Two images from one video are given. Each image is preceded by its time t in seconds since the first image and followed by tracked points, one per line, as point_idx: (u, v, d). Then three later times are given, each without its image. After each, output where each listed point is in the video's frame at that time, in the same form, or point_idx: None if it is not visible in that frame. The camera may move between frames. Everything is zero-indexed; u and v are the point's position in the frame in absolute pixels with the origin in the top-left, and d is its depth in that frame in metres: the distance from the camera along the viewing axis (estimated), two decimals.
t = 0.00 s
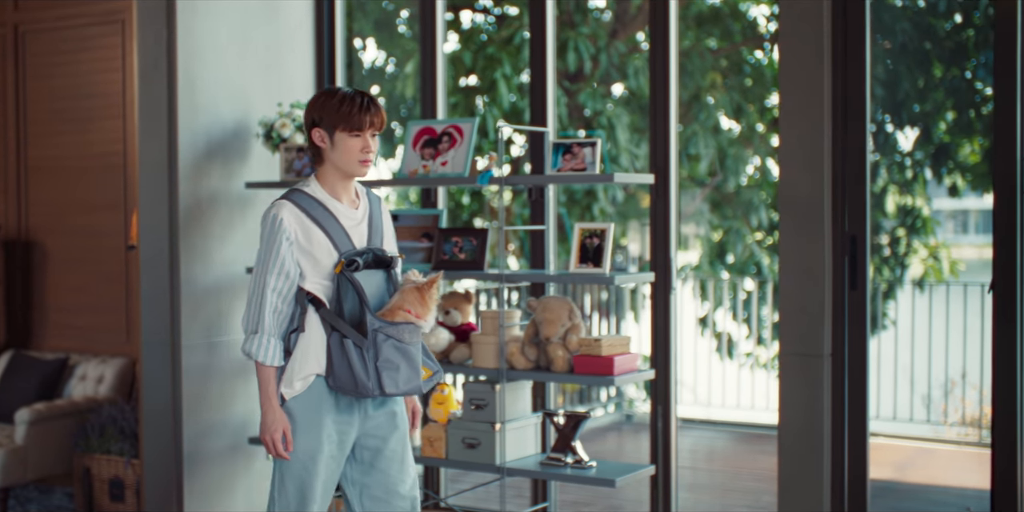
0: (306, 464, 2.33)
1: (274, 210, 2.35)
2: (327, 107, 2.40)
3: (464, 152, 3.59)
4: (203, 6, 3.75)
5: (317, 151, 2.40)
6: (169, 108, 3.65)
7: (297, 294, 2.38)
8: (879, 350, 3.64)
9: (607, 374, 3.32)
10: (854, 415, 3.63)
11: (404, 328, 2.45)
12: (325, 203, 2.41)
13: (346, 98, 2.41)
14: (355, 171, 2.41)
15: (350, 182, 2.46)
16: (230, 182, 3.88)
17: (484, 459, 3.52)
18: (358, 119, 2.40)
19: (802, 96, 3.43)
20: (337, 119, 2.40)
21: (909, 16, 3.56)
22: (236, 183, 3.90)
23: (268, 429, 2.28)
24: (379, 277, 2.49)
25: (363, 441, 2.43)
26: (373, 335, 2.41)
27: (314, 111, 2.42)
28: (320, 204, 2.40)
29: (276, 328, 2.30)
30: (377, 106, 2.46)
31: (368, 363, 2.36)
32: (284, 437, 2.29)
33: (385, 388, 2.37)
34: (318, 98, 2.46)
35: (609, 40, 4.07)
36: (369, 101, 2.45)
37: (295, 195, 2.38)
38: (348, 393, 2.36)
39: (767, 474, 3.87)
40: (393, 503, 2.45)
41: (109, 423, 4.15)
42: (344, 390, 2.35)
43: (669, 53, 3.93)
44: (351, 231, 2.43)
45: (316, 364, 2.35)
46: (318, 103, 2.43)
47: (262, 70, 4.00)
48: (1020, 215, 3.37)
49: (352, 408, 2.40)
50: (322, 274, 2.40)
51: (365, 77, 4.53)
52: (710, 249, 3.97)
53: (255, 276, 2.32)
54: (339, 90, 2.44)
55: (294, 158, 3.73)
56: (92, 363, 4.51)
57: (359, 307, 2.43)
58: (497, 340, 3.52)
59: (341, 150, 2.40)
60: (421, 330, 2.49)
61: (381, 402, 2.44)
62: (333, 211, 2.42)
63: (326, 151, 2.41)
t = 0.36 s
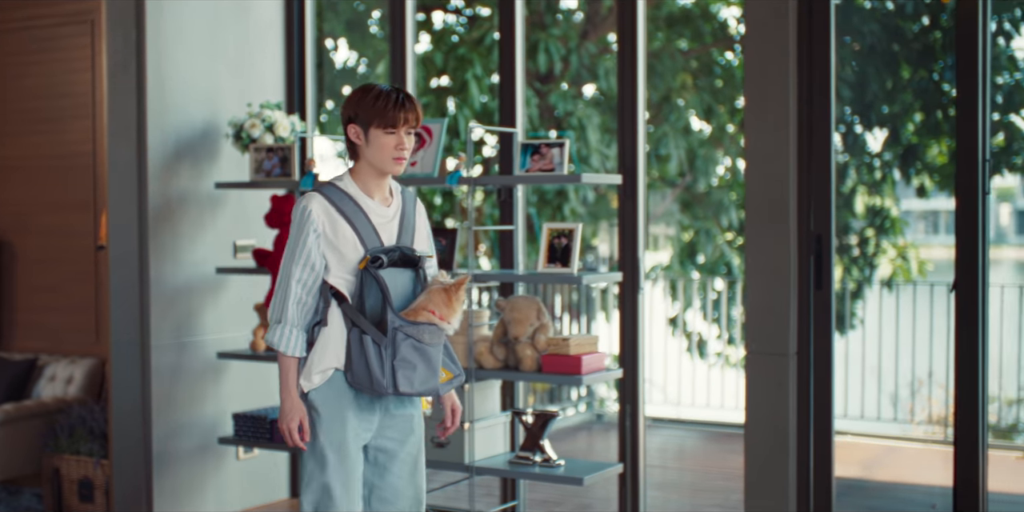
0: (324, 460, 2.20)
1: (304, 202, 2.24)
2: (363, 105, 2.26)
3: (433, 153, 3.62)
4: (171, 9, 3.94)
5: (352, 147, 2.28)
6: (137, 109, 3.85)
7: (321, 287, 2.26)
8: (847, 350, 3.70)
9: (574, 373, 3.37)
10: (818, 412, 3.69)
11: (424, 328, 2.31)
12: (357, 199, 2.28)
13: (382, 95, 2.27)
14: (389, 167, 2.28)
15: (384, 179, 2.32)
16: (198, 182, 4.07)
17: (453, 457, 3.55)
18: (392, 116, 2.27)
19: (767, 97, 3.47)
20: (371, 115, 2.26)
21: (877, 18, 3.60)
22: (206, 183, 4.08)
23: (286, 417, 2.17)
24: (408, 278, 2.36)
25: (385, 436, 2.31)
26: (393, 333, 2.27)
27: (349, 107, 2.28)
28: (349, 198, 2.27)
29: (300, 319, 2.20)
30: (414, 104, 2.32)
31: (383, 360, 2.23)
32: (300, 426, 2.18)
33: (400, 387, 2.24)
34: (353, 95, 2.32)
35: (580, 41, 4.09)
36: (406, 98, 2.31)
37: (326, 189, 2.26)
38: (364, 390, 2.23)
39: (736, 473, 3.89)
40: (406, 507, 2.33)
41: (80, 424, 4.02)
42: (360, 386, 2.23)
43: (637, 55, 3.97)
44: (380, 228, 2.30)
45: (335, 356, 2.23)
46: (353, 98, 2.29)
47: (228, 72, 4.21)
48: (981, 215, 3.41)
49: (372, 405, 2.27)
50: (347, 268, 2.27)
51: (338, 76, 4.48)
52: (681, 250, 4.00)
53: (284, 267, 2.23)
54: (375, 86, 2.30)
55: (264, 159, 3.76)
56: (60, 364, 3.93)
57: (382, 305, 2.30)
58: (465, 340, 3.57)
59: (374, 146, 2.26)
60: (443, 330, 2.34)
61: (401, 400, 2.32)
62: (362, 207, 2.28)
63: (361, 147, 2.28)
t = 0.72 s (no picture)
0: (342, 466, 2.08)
1: (314, 207, 2.11)
2: (372, 111, 2.08)
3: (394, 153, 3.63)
4: (135, 6, 3.96)
5: (362, 155, 2.12)
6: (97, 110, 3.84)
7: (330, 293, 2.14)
8: (807, 350, 3.75)
9: (534, 371, 3.42)
10: (775, 408, 3.75)
11: (434, 337, 2.14)
12: (368, 205, 2.13)
13: (392, 100, 2.07)
14: (398, 177, 2.10)
15: (397, 185, 2.15)
16: (160, 183, 4.06)
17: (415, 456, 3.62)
18: (400, 124, 2.07)
19: (726, 99, 3.50)
20: (380, 123, 2.07)
21: (837, 21, 3.65)
22: (167, 184, 4.08)
23: (290, 425, 2.05)
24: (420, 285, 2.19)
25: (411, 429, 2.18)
26: (402, 342, 2.11)
27: (361, 112, 2.11)
28: (361, 203, 2.13)
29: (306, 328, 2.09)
30: (429, 111, 2.11)
31: (391, 370, 2.08)
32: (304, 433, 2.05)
33: (409, 397, 2.08)
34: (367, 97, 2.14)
35: (544, 42, 4.11)
36: (420, 104, 2.10)
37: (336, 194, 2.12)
38: (372, 398, 2.09)
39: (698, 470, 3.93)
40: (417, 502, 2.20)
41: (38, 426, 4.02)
42: (370, 395, 2.08)
43: (597, 57, 3.99)
44: (391, 234, 2.15)
45: (344, 364, 2.09)
46: (365, 102, 2.11)
47: (190, 71, 4.22)
48: (933, 213, 3.48)
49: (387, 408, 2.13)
50: (357, 276, 2.13)
51: (302, 76, 4.46)
52: (644, 249, 4.05)
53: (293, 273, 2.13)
54: (388, 91, 2.10)
55: (226, 159, 3.77)
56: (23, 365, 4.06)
57: (392, 312, 2.13)
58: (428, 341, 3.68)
59: (382, 154, 2.09)
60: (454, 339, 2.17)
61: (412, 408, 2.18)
62: (373, 212, 2.14)
63: (371, 155, 2.12)
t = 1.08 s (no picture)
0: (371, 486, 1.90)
1: (325, 209, 1.90)
2: (381, 106, 1.90)
3: (345, 153, 3.66)
4: (86, 7, 3.95)
5: (370, 151, 1.93)
6: (46, 108, 3.82)
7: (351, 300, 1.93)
8: (756, 350, 3.81)
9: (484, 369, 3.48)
10: (722, 404, 3.80)
11: (465, 337, 1.97)
12: (382, 204, 1.93)
13: (404, 94, 1.90)
14: (410, 175, 1.92)
15: (408, 183, 1.97)
16: (110, 181, 4.07)
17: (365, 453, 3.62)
18: (414, 119, 1.89)
19: (672, 100, 3.55)
20: (391, 118, 1.89)
21: (788, 24, 3.71)
22: (117, 183, 4.08)
23: (321, 442, 1.87)
24: (442, 281, 2.00)
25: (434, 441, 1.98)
26: (434, 345, 1.93)
27: (368, 106, 1.92)
28: (375, 202, 1.92)
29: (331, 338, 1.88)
30: (442, 105, 1.94)
31: (425, 374, 1.90)
32: (335, 452, 1.88)
33: (447, 402, 1.92)
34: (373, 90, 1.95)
35: (497, 43, 4.13)
36: (433, 99, 1.93)
37: (347, 194, 1.91)
38: (404, 405, 1.90)
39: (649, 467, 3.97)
40: None
41: None
42: (402, 402, 1.90)
43: (546, 58, 4.03)
44: (409, 233, 1.95)
45: (372, 370, 1.90)
46: (372, 94, 1.92)
47: (140, 70, 4.22)
48: (875, 212, 3.57)
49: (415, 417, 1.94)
50: (378, 279, 1.93)
51: (256, 76, 4.47)
52: (596, 249, 4.09)
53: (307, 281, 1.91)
54: (397, 83, 1.92)
55: (176, 158, 3.79)
56: None
57: (417, 313, 1.94)
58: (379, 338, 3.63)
59: (393, 151, 1.91)
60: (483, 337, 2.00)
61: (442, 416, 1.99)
62: (389, 211, 1.94)
63: (380, 151, 1.93)
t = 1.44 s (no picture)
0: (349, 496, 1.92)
1: (328, 205, 1.93)
2: (404, 107, 1.91)
3: (284, 153, 3.69)
4: (24, 7, 3.95)
5: (385, 150, 1.96)
6: None
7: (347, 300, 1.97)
8: (695, 348, 3.91)
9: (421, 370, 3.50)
10: (657, 403, 3.86)
11: (462, 345, 2.00)
12: (385, 204, 1.98)
13: (429, 97, 1.91)
14: (423, 179, 1.96)
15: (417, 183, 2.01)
16: (48, 181, 4.05)
17: (303, 452, 3.63)
18: (437, 125, 1.91)
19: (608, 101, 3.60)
20: (412, 121, 1.91)
21: (728, 25, 3.78)
22: (55, 183, 4.07)
23: (323, 441, 1.88)
24: (437, 290, 2.05)
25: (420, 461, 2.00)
26: (428, 353, 1.97)
27: (389, 102, 1.93)
28: (377, 202, 1.97)
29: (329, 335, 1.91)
30: (463, 109, 1.96)
31: (419, 382, 1.93)
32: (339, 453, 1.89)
33: (441, 412, 1.94)
34: (395, 85, 1.95)
35: (440, 44, 4.16)
36: (454, 102, 1.95)
37: (351, 191, 1.95)
38: (397, 413, 1.93)
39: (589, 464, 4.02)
40: None
41: None
42: (395, 410, 1.92)
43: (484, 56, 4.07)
44: (409, 234, 2.00)
45: (366, 377, 1.93)
46: (395, 92, 1.93)
47: (80, 69, 4.21)
48: (806, 213, 3.65)
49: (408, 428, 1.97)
50: (376, 280, 1.97)
51: (198, 76, 4.47)
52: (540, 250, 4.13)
53: (305, 277, 1.93)
54: (421, 83, 1.93)
55: (115, 159, 3.80)
56: None
57: (414, 319, 1.98)
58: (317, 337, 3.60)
59: (410, 154, 1.94)
60: (478, 344, 2.03)
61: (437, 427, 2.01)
62: (391, 212, 1.98)
63: (395, 151, 1.96)
